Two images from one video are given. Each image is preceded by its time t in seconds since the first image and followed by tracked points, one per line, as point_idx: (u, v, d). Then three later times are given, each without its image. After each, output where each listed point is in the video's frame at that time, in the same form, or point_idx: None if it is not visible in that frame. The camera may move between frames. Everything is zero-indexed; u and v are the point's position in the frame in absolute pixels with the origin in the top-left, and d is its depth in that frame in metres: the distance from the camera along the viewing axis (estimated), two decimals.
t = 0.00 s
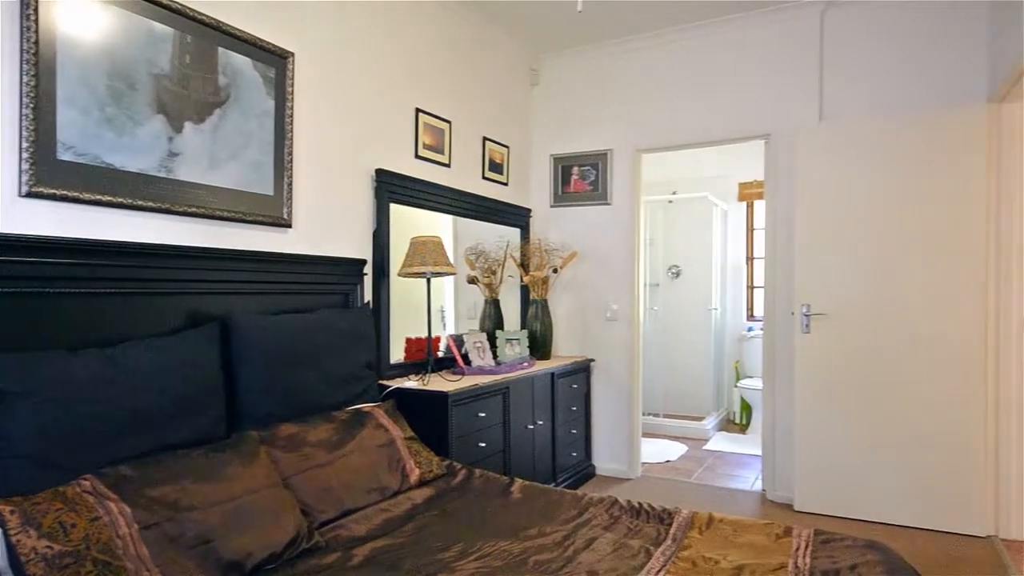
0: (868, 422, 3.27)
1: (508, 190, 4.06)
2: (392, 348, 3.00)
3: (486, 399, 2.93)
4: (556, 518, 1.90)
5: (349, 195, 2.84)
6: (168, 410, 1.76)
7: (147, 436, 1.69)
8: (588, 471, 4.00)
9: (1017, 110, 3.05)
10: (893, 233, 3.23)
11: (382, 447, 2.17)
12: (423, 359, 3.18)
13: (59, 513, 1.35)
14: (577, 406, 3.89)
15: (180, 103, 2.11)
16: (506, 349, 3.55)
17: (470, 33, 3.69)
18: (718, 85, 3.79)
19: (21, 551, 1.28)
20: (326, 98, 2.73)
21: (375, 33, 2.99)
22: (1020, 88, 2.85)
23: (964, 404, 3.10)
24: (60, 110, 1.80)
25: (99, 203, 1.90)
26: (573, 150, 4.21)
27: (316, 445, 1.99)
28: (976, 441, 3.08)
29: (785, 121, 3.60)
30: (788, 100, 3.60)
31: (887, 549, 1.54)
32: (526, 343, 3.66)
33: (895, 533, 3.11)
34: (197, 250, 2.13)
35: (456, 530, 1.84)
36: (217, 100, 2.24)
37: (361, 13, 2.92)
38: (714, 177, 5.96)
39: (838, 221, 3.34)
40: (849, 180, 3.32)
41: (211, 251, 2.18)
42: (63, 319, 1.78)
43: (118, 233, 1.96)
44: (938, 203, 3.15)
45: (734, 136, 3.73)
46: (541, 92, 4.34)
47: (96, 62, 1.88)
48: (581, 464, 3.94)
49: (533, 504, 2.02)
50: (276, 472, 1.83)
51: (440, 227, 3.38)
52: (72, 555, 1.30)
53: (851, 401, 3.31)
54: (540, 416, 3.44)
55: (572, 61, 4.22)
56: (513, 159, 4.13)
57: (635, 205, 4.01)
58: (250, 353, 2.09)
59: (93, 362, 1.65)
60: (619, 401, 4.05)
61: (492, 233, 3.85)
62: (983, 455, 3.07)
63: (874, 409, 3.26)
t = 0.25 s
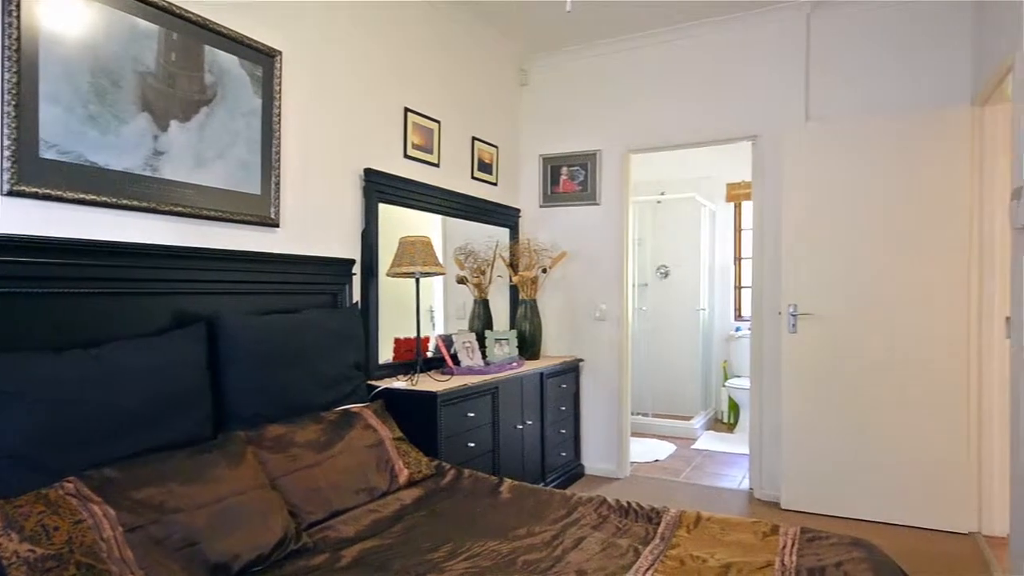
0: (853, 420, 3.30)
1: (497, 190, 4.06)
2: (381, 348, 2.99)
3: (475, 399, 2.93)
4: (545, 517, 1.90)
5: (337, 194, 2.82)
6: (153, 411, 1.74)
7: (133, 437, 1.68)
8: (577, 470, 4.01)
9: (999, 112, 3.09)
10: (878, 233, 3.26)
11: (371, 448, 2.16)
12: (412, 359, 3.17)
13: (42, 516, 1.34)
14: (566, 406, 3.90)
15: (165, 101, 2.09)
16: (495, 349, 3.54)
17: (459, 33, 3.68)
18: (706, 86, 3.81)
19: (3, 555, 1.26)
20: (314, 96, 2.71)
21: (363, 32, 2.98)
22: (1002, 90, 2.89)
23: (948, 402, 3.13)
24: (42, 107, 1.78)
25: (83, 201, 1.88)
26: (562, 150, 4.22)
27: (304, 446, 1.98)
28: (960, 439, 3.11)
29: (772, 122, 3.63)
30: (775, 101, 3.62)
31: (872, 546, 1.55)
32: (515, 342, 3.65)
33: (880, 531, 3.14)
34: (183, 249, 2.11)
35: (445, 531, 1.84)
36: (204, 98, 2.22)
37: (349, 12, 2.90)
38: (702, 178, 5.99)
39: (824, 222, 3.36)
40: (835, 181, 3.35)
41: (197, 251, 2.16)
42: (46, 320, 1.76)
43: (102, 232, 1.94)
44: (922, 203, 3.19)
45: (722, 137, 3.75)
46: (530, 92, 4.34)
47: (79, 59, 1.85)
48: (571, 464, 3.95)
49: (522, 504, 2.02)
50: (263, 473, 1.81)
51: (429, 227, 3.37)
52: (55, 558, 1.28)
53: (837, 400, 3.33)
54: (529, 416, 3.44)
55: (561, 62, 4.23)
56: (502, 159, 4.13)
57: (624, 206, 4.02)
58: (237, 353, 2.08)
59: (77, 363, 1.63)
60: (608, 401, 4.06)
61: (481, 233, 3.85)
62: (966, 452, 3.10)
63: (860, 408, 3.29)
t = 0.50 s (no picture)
0: (839, 419, 3.33)
1: (486, 190, 4.05)
2: (370, 349, 2.98)
3: (464, 399, 2.93)
4: (534, 517, 1.90)
5: (325, 194, 2.81)
6: (139, 412, 1.73)
7: (118, 439, 1.66)
8: (566, 470, 4.01)
9: (982, 114, 3.12)
10: (864, 233, 3.29)
11: (359, 449, 2.15)
12: (401, 359, 3.16)
13: (24, 519, 1.32)
14: (555, 406, 3.90)
15: (151, 99, 2.07)
16: (484, 349, 3.54)
17: (448, 32, 3.67)
18: (695, 87, 3.82)
19: None
20: (302, 95, 2.69)
21: (352, 31, 2.97)
22: (984, 93, 2.93)
23: (932, 401, 3.16)
24: (25, 104, 1.76)
25: (68, 200, 1.86)
26: (551, 151, 4.22)
27: (292, 447, 1.97)
28: (944, 438, 3.14)
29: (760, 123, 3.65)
30: (762, 102, 3.65)
31: (857, 544, 1.56)
32: (505, 342, 3.65)
33: (865, 528, 3.16)
34: (170, 249, 2.09)
35: (434, 531, 1.83)
36: (190, 96, 2.20)
37: (338, 11, 2.89)
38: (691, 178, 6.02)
39: (811, 222, 3.39)
40: (819, 182, 3.37)
41: (184, 251, 2.14)
42: (29, 320, 1.74)
43: (87, 231, 1.92)
44: (906, 204, 3.22)
45: (710, 138, 3.77)
46: (519, 93, 4.34)
47: (63, 56, 1.83)
48: (560, 464, 3.95)
49: (511, 504, 2.02)
50: (251, 474, 1.80)
51: (418, 227, 3.36)
52: (39, 561, 1.26)
53: (822, 399, 3.36)
54: (519, 416, 3.44)
55: (551, 62, 4.23)
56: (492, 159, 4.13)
57: (613, 206, 4.03)
58: (224, 354, 2.06)
59: (61, 364, 1.61)
60: (597, 401, 4.07)
61: (470, 233, 3.84)
62: (948, 450, 3.13)
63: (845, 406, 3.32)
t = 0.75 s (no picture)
0: (826, 417, 3.35)
1: (476, 190, 4.05)
2: (359, 349, 2.97)
3: (454, 400, 2.92)
4: (524, 517, 1.90)
5: (314, 194, 2.80)
6: (125, 413, 1.71)
7: (103, 441, 1.64)
8: (556, 470, 4.01)
9: (966, 115, 3.15)
10: (850, 233, 3.32)
11: (348, 449, 2.14)
12: (391, 359, 3.15)
13: (7, 522, 1.30)
14: (545, 406, 3.90)
15: (137, 97, 2.06)
16: (474, 349, 3.53)
17: (437, 31, 3.66)
18: (684, 88, 3.84)
19: None
20: (290, 95, 2.68)
21: (341, 30, 2.96)
22: (968, 95, 2.96)
23: (917, 399, 3.19)
24: (8, 102, 1.73)
25: (52, 199, 1.84)
26: (541, 151, 4.22)
27: (280, 448, 1.96)
28: (928, 436, 3.17)
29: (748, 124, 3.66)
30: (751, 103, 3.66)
31: (844, 541, 1.57)
32: (494, 342, 3.65)
33: (851, 526, 3.19)
34: (156, 249, 2.07)
35: (423, 532, 1.83)
36: (177, 94, 2.18)
37: (327, 9, 2.87)
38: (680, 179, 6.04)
39: (798, 222, 3.41)
40: (807, 182, 3.40)
41: (171, 250, 2.13)
42: (13, 320, 1.71)
43: (72, 231, 1.90)
44: (890, 205, 3.25)
45: (699, 138, 3.78)
46: (509, 93, 4.34)
47: (47, 53, 1.81)
48: (550, 463, 3.95)
49: (501, 504, 2.02)
50: (239, 476, 1.79)
51: (408, 227, 3.35)
52: (22, 565, 1.24)
53: (809, 398, 3.38)
54: (508, 416, 3.44)
55: (541, 62, 4.23)
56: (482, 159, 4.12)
57: (603, 206, 4.04)
58: (211, 355, 2.05)
59: (45, 364, 1.59)
60: (587, 401, 4.08)
61: (460, 233, 3.83)
62: (932, 448, 3.16)
63: (831, 405, 3.34)
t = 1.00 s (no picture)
0: (812, 415, 3.38)
1: (466, 190, 4.05)
2: (348, 349, 2.95)
3: (444, 400, 2.92)
4: (513, 517, 1.90)
5: (303, 193, 2.78)
6: (110, 414, 1.69)
7: (88, 442, 1.63)
8: (546, 469, 4.02)
9: (950, 117, 3.19)
10: (836, 233, 3.34)
11: (337, 450, 2.13)
12: (380, 360, 3.14)
13: None
14: (534, 406, 3.90)
15: (123, 95, 2.04)
16: (464, 349, 3.53)
17: (427, 31, 3.65)
18: (673, 89, 3.86)
19: None
20: (278, 93, 2.66)
21: (329, 29, 2.94)
22: (952, 97, 2.99)
23: (902, 397, 3.22)
24: None
25: (36, 198, 1.82)
26: (531, 151, 4.22)
27: (268, 449, 1.95)
28: (913, 433, 3.20)
29: (737, 125, 3.68)
30: (739, 104, 3.68)
31: (830, 539, 1.58)
32: (484, 342, 3.64)
33: (838, 524, 3.21)
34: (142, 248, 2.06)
35: (412, 532, 1.82)
36: (163, 93, 2.17)
37: (316, 8, 2.86)
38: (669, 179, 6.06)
39: (785, 222, 3.44)
40: (794, 183, 3.42)
41: (157, 250, 2.11)
42: None
43: (56, 230, 1.88)
44: (876, 206, 3.27)
45: (688, 139, 3.80)
46: (498, 93, 4.34)
47: (31, 50, 1.79)
48: (539, 463, 3.96)
49: (491, 504, 2.02)
50: (226, 477, 1.78)
51: (397, 226, 3.34)
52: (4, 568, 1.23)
53: (796, 396, 3.41)
54: (498, 416, 3.44)
55: (530, 62, 4.23)
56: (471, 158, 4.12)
57: (592, 206, 4.05)
58: (198, 355, 2.03)
59: (29, 364, 1.57)
60: (576, 400, 4.08)
61: (450, 233, 3.83)
62: (917, 445, 3.19)
63: (818, 404, 3.37)
